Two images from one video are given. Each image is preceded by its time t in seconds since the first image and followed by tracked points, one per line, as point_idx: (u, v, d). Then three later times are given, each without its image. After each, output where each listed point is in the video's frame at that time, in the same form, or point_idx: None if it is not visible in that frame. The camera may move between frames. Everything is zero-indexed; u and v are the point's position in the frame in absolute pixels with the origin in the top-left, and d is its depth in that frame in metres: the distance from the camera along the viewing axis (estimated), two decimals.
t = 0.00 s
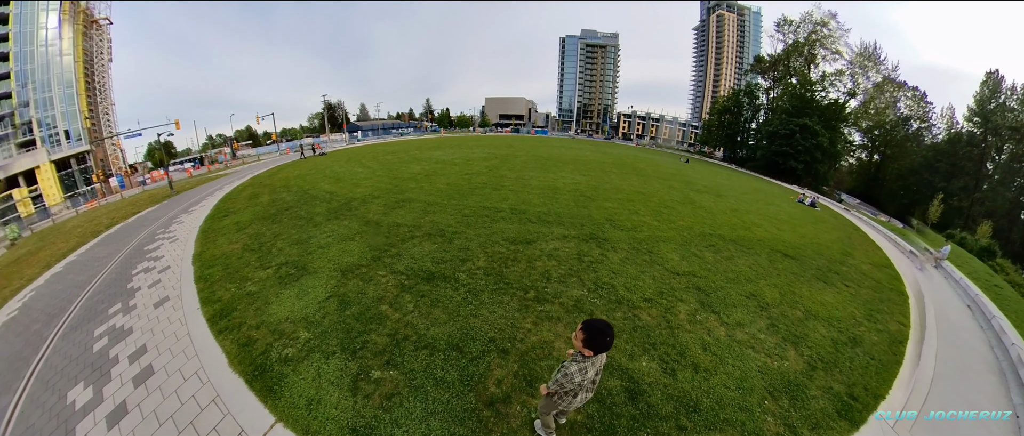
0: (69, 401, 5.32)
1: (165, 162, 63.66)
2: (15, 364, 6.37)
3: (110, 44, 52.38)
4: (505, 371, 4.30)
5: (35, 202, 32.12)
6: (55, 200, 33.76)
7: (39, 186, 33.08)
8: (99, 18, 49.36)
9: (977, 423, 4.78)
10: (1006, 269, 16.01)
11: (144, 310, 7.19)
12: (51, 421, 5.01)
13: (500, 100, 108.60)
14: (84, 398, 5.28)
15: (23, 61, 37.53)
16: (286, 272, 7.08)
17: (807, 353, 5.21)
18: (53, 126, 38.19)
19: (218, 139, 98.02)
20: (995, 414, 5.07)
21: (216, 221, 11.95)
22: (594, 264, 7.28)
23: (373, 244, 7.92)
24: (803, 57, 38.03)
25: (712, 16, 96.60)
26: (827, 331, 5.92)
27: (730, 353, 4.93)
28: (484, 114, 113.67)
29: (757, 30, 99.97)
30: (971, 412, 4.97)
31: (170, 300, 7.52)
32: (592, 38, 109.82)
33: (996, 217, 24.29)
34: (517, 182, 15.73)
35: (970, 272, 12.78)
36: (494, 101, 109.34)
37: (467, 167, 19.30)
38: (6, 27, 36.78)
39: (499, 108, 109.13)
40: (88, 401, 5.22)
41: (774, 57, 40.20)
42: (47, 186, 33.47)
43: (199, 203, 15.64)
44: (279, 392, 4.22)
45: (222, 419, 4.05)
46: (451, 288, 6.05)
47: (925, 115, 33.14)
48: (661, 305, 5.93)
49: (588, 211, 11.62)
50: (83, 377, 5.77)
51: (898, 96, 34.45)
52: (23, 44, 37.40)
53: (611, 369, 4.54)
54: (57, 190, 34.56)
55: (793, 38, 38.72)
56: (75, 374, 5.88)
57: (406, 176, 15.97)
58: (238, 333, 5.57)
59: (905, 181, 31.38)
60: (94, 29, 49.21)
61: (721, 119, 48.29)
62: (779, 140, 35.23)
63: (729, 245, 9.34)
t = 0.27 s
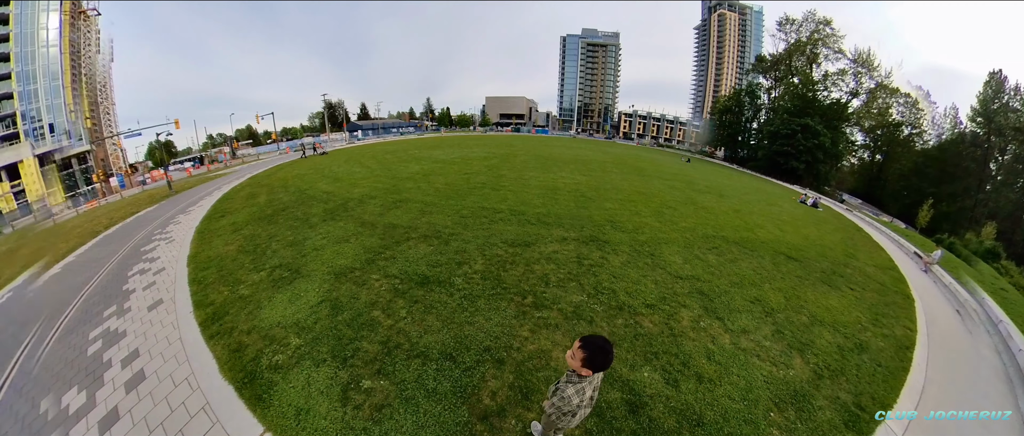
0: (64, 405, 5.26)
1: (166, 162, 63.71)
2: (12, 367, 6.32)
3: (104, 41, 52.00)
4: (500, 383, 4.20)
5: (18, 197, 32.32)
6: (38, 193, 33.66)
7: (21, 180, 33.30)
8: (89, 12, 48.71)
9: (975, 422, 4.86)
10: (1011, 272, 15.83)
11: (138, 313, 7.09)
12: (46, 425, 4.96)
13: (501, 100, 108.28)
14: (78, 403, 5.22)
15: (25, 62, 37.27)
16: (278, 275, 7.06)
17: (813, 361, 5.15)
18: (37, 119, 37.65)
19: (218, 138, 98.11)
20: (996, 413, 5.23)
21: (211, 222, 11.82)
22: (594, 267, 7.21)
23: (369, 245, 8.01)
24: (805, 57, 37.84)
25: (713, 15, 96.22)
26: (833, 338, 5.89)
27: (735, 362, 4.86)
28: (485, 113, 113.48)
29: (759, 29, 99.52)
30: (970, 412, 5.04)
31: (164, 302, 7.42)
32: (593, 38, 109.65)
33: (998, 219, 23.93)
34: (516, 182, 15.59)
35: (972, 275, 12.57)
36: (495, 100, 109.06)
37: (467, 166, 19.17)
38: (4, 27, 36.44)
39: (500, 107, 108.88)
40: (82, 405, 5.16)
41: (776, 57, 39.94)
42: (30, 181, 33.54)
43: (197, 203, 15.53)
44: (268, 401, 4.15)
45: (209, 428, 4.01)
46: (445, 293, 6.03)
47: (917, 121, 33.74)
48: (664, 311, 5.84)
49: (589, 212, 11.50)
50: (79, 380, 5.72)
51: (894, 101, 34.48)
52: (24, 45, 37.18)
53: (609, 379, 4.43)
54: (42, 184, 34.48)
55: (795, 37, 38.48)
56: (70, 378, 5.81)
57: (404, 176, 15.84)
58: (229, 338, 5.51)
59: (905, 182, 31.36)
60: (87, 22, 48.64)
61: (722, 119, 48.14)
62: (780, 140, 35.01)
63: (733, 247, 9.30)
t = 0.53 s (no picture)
0: (56, 410, 5.21)
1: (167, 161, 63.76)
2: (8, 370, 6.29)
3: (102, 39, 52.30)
4: (494, 395, 4.26)
5: (20, 197, 32.35)
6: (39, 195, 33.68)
7: (22, 180, 33.21)
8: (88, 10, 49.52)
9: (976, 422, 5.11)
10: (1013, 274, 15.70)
11: (132, 316, 6.98)
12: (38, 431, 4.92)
13: (501, 99, 107.95)
14: (71, 409, 5.16)
15: (26, 62, 37.29)
16: (273, 279, 7.14)
17: (820, 369, 5.28)
18: (39, 119, 37.67)
19: (218, 137, 98.04)
20: (995, 413, 5.46)
21: (209, 222, 11.76)
22: (594, 271, 7.20)
23: (364, 247, 8.08)
24: (807, 56, 37.64)
25: (714, 14, 95.82)
26: (839, 344, 6.03)
27: (739, 371, 4.94)
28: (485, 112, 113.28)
29: (760, 28, 99.05)
30: (971, 412, 5.27)
31: (159, 305, 7.31)
32: (594, 37, 109.43)
33: (987, 223, 23.93)
34: (515, 182, 15.49)
35: (965, 278, 12.45)
36: (495, 99, 108.79)
37: (466, 166, 19.10)
38: (5, 27, 36.42)
39: (501, 106, 108.64)
40: (74, 412, 5.10)
41: (777, 56, 39.72)
42: (32, 181, 33.49)
43: (196, 203, 15.49)
44: (257, 410, 4.32)
45: None
46: (440, 298, 6.08)
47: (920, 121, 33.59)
48: (666, 318, 5.88)
49: (589, 213, 11.43)
50: (72, 384, 5.66)
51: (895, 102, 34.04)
52: (25, 46, 37.20)
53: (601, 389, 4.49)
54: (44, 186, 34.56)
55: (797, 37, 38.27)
56: (63, 382, 5.74)
57: (403, 176, 15.76)
58: (222, 344, 5.59)
59: (909, 182, 30.80)
60: (82, 22, 48.91)
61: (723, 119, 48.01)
62: (782, 140, 34.84)
63: (737, 249, 9.30)
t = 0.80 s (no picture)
0: (53, 412, 5.19)
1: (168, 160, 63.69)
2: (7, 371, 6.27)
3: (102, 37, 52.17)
4: (490, 403, 4.21)
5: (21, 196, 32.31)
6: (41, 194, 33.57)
7: (23, 180, 33.07)
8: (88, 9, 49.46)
9: (975, 422, 5.28)
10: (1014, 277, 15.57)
11: (129, 318, 6.92)
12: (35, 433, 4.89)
13: (502, 98, 107.75)
14: (68, 410, 5.14)
15: (26, 61, 37.25)
16: (269, 280, 7.12)
17: (823, 375, 5.41)
18: (40, 118, 37.90)
19: (218, 136, 97.99)
20: (995, 413, 5.63)
21: (208, 222, 11.72)
22: (594, 274, 7.14)
23: (361, 248, 8.04)
24: (809, 56, 37.43)
25: (716, 13, 95.37)
26: (842, 349, 6.15)
27: (742, 379, 4.97)
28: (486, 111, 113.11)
29: (761, 28, 98.70)
30: (971, 412, 5.43)
31: (157, 307, 7.26)
32: (595, 36, 109.15)
33: (988, 224, 23.85)
34: (516, 182, 15.41)
35: (969, 281, 12.38)
36: (495, 98, 108.58)
37: (466, 166, 19.04)
38: (5, 27, 36.38)
39: (501, 106, 108.44)
40: (71, 414, 5.07)
41: (779, 56, 39.58)
42: (33, 180, 33.32)
43: (195, 203, 15.45)
44: (250, 416, 4.30)
45: None
46: (436, 301, 6.04)
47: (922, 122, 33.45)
48: (669, 323, 5.87)
49: (590, 213, 11.38)
50: (70, 385, 5.63)
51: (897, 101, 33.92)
52: (25, 45, 37.12)
53: (599, 395, 4.43)
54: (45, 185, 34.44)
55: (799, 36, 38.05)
56: (61, 383, 5.71)
57: (402, 175, 15.71)
58: (215, 347, 5.56)
59: (910, 182, 30.17)
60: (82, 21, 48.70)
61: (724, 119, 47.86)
62: (783, 140, 34.68)
63: (739, 252, 9.25)
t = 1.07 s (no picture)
0: (50, 413, 5.18)
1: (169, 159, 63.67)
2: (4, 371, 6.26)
3: (102, 36, 51.76)
4: (487, 408, 4.17)
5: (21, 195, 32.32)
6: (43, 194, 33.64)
7: (24, 178, 33.03)
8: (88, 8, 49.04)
9: (975, 423, 5.31)
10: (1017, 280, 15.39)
11: (127, 318, 6.89)
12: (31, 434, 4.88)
13: (503, 98, 107.63)
14: (64, 411, 5.13)
15: (27, 60, 37.08)
16: (267, 281, 7.10)
17: (825, 380, 5.40)
18: (40, 118, 37.80)
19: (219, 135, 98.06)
20: (996, 413, 5.64)
21: (207, 221, 11.70)
22: (595, 276, 7.09)
23: (359, 249, 7.99)
24: (810, 56, 37.26)
25: (718, 13, 95.05)
26: (845, 353, 6.10)
27: (744, 384, 4.95)
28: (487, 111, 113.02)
29: (763, 28, 98.41)
30: (971, 412, 5.49)
31: (154, 307, 7.23)
32: (597, 35, 108.92)
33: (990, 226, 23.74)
34: (516, 182, 15.35)
35: (974, 283, 12.28)
36: (496, 97, 108.47)
37: (466, 165, 18.98)
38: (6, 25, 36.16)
39: (502, 105, 108.34)
40: (67, 414, 5.06)
41: (780, 56, 39.46)
42: (34, 179, 33.32)
43: (195, 202, 15.44)
44: (245, 419, 4.31)
45: None
46: (435, 303, 6.01)
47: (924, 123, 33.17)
48: (671, 327, 5.83)
49: (590, 214, 11.33)
50: (67, 386, 5.62)
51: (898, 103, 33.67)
52: (26, 44, 36.93)
53: (599, 400, 4.39)
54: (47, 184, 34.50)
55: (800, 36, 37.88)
56: (58, 384, 5.70)
57: (402, 175, 15.67)
58: (211, 349, 5.53)
59: (912, 184, 30.13)
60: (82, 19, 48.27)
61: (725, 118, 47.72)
62: (784, 140, 34.58)
63: (741, 253, 9.19)
